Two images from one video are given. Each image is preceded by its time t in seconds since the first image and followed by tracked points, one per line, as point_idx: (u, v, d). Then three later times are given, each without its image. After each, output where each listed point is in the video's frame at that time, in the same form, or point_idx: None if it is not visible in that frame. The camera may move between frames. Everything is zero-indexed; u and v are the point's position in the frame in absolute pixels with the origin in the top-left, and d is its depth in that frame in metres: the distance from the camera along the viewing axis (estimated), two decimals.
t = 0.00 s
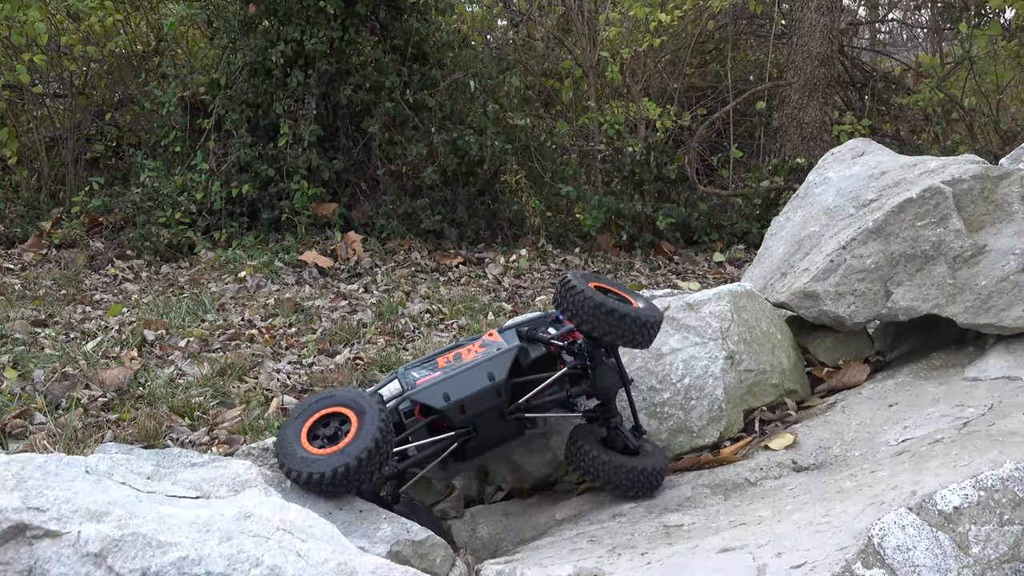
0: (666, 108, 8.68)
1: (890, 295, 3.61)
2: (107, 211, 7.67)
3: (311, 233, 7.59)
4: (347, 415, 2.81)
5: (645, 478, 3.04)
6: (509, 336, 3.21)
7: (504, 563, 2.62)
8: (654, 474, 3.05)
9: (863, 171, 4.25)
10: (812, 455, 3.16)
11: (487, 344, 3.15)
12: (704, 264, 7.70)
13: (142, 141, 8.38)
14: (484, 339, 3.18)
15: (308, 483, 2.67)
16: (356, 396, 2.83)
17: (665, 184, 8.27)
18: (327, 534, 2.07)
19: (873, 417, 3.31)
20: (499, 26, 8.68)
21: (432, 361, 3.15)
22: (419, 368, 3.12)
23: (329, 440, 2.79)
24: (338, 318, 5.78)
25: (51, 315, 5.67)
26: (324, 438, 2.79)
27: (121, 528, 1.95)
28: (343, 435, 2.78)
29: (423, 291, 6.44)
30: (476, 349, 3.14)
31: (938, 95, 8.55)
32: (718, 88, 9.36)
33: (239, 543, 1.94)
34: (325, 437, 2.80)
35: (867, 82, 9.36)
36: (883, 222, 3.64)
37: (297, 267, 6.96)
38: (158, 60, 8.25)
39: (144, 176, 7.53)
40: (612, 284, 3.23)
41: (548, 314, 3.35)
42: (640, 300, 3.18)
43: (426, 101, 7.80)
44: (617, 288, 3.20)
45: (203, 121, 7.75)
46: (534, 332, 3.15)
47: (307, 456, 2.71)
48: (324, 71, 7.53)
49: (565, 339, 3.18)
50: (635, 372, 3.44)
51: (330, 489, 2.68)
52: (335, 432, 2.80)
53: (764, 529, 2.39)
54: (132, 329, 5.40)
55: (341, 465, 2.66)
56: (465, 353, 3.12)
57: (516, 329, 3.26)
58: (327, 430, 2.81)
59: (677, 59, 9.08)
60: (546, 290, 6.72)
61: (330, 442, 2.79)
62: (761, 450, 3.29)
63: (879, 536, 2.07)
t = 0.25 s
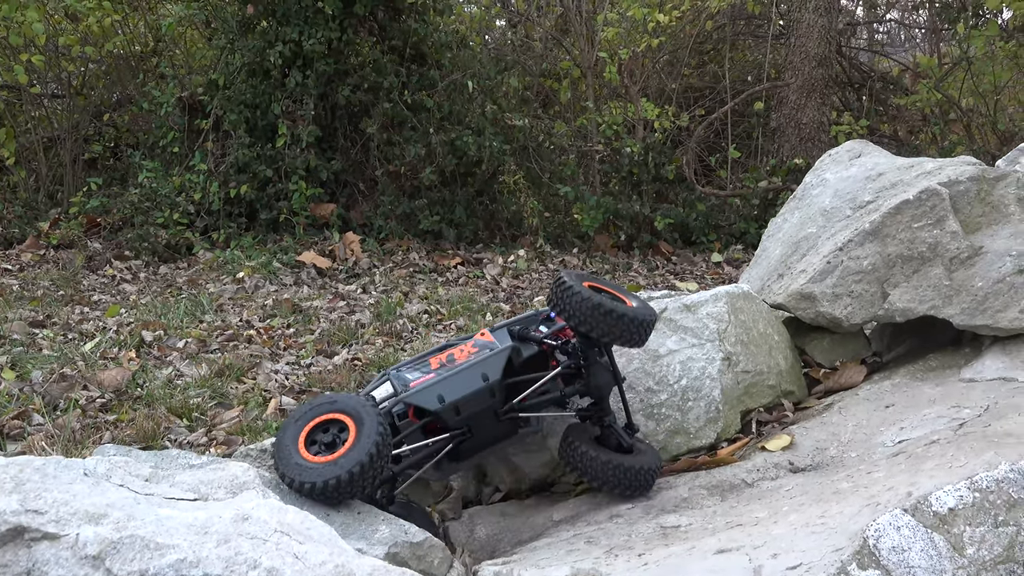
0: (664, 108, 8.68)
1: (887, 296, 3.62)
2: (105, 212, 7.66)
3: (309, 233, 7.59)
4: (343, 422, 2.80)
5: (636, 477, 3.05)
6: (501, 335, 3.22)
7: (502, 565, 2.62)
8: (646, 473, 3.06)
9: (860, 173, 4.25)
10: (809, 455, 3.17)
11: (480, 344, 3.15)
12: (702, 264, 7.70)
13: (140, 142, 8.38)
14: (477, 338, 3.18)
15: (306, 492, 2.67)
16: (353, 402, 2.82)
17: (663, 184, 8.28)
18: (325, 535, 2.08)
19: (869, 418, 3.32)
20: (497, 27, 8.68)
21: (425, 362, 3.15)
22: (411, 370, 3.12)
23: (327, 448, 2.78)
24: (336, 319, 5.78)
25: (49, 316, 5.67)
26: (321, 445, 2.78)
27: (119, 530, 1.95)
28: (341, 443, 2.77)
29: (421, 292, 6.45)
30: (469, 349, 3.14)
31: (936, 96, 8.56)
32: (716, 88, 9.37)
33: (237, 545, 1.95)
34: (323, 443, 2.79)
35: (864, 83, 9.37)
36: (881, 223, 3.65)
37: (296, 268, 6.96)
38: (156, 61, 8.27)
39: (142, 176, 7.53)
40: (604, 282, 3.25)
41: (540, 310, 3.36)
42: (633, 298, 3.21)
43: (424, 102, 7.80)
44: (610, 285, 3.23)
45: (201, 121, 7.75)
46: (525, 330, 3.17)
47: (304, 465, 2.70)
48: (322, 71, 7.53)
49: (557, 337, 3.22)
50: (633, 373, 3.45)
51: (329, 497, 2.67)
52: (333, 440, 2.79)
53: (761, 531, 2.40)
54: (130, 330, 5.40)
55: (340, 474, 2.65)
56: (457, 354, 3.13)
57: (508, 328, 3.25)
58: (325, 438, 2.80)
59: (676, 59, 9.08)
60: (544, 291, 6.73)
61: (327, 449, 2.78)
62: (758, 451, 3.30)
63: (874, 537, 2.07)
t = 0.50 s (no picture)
0: (661, 108, 8.69)
1: (881, 297, 3.64)
2: (102, 212, 7.66)
3: (306, 234, 7.60)
4: (337, 425, 2.80)
5: (628, 470, 3.08)
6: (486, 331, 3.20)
7: (495, 565, 2.64)
8: (638, 466, 3.09)
9: (854, 174, 4.27)
10: (803, 456, 3.18)
11: (466, 341, 3.13)
12: (700, 265, 7.72)
13: (138, 142, 8.38)
14: (463, 335, 3.17)
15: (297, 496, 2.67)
16: (347, 406, 2.82)
17: (661, 184, 8.31)
18: (318, 536, 2.09)
19: (863, 418, 3.33)
20: (495, 27, 8.69)
21: (413, 361, 3.13)
22: (400, 370, 3.09)
23: (322, 453, 2.78)
24: (334, 319, 5.79)
25: (47, 317, 5.68)
26: (316, 449, 2.78)
27: (113, 530, 1.96)
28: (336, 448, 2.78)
29: (418, 292, 6.46)
30: (457, 347, 3.12)
31: (932, 96, 8.58)
32: (713, 88, 9.39)
33: (230, 545, 1.96)
34: (318, 448, 2.79)
35: (862, 83, 9.39)
36: (874, 224, 3.67)
37: (293, 268, 6.97)
38: (154, 61, 8.29)
39: (140, 177, 7.54)
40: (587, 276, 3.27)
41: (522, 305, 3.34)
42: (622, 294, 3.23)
43: (421, 102, 7.81)
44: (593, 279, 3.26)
45: (199, 122, 7.75)
46: (513, 327, 3.14)
47: (297, 469, 2.71)
48: (320, 72, 7.54)
49: (544, 332, 3.22)
50: (627, 373, 3.46)
51: (322, 503, 2.68)
52: (328, 445, 2.79)
53: (753, 530, 2.42)
54: (128, 330, 5.40)
55: (331, 480, 2.65)
56: (446, 352, 3.10)
57: (494, 325, 3.19)
58: (320, 442, 2.80)
59: (673, 60, 9.10)
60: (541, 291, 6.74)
61: (320, 452, 2.79)
62: (753, 451, 3.31)
63: (865, 537, 2.09)
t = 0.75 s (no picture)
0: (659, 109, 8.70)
1: (877, 297, 3.65)
2: (99, 212, 7.66)
3: (304, 234, 7.60)
4: (329, 423, 2.82)
5: (622, 488, 3.08)
6: (490, 337, 3.18)
7: (492, 565, 2.64)
8: (633, 482, 3.09)
9: (850, 175, 4.28)
10: (799, 456, 3.19)
11: (469, 346, 3.11)
12: (697, 265, 7.72)
13: (135, 142, 8.38)
14: (466, 339, 3.14)
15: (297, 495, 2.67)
16: (337, 404, 2.84)
17: (658, 184, 8.34)
18: (315, 536, 2.10)
19: (859, 418, 3.34)
20: (493, 27, 8.70)
21: (414, 363, 3.07)
22: (401, 371, 3.04)
23: (314, 451, 2.79)
24: (331, 319, 5.79)
25: (44, 317, 5.68)
26: (309, 448, 2.80)
27: (110, 531, 1.97)
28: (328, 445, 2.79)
29: (416, 292, 6.46)
30: (459, 351, 3.10)
31: (929, 97, 8.60)
32: (710, 88, 9.40)
33: (226, 546, 1.96)
34: (310, 446, 2.81)
35: (859, 83, 9.41)
36: (870, 225, 3.68)
37: (291, 268, 6.97)
38: (151, 61, 8.28)
39: (137, 177, 7.53)
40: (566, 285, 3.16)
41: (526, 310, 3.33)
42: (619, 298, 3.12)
43: (419, 102, 7.81)
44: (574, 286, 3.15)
45: (196, 122, 7.75)
46: (515, 335, 3.20)
47: (292, 468, 2.71)
48: (317, 72, 7.55)
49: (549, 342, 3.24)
50: (624, 374, 3.47)
51: (320, 499, 2.69)
52: (320, 442, 2.81)
53: (749, 530, 2.43)
54: (125, 331, 5.40)
55: (330, 476, 2.67)
56: (447, 356, 3.08)
57: (498, 330, 3.23)
58: (312, 440, 2.81)
59: (671, 60, 9.11)
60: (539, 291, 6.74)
61: (315, 452, 2.80)
62: (749, 451, 3.32)
63: (859, 537, 2.10)
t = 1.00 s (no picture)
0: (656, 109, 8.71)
1: (871, 298, 3.66)
2: (96, 212, 7.65)
3: (301, 234, 7.60)
4: (301, 414, 2.90)
5: (605, 495, 3.13)
6: (477, 340, 3.20)
7: (486, 565, 2.65)
8: (614, 488, 3.13)
9: (844, 175, 4.29)
10: (792, 456, 3.21)
11: (454, 349, 3.15)
12: (694, 264, 7.73)
13: (133, 142, 8.37)
14: (453, 342, 3.18)
15: (260, 482, 2.74)
16: (310, 396, 2.92)
17: (655, 185, 8.36)
18: (306, 537, 2.11)
19: (853, 419, 3.35)
20: (491, 27, 8.70)
21: (398, 362, 3.15)
22: (385, 369, 3.13)
23: (287, 441, 2.86)
24: (328, 320, 5.80)
25: (40, 318, 5.67)
26: (281, 438, 2.86)
27: (102, 532, 1.98)
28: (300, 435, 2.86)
29: (413, 292, 6.47)
30: (443, 353, 3.14)
31: (926, 97, 8.61)
32: (708, 89, 9.41)
33: (218, 547, 1.97)
34: (283, 437, 2.87)
35: (856, 83, 9.43)
36: (864, 226, 3.68)
37: (287, 268, 6.97)
38: (148, 61, 8.24)
39: (134, 177, 7.53)
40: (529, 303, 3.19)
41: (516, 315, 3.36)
42: (574, 304, 3.05)
43: (416, 103, 7.82)
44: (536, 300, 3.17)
45: (193, 122, 7.75)
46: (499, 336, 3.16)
47: (264, 458, 2.77)
48: (314, 72, 7.56)
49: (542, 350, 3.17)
50: (618, 375, 3.49)
51: (292, 489, 2.75)
52: (292, 433, 2.88)
53: (741, 531, 2.43)
54: (122, 331, 5.40)
55: (303, 464, 2.73)
56: (432, 356, 3.12)
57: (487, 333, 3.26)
58: (284, 431, 2.88)
59: (668, 60, 9.12)
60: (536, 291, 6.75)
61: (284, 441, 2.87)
62: (743, 451, 3.33)
63: (850, 538, 2.11)
